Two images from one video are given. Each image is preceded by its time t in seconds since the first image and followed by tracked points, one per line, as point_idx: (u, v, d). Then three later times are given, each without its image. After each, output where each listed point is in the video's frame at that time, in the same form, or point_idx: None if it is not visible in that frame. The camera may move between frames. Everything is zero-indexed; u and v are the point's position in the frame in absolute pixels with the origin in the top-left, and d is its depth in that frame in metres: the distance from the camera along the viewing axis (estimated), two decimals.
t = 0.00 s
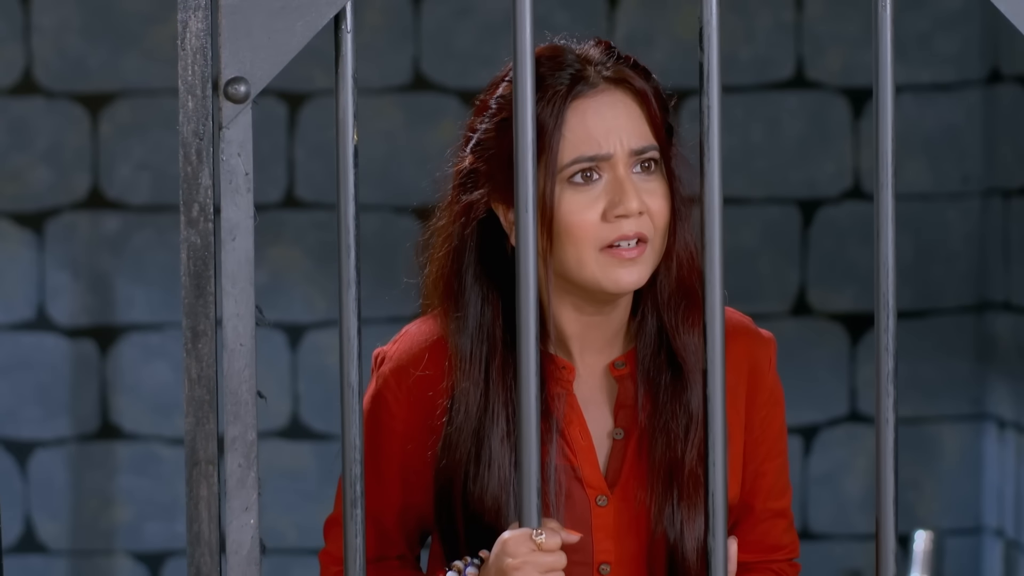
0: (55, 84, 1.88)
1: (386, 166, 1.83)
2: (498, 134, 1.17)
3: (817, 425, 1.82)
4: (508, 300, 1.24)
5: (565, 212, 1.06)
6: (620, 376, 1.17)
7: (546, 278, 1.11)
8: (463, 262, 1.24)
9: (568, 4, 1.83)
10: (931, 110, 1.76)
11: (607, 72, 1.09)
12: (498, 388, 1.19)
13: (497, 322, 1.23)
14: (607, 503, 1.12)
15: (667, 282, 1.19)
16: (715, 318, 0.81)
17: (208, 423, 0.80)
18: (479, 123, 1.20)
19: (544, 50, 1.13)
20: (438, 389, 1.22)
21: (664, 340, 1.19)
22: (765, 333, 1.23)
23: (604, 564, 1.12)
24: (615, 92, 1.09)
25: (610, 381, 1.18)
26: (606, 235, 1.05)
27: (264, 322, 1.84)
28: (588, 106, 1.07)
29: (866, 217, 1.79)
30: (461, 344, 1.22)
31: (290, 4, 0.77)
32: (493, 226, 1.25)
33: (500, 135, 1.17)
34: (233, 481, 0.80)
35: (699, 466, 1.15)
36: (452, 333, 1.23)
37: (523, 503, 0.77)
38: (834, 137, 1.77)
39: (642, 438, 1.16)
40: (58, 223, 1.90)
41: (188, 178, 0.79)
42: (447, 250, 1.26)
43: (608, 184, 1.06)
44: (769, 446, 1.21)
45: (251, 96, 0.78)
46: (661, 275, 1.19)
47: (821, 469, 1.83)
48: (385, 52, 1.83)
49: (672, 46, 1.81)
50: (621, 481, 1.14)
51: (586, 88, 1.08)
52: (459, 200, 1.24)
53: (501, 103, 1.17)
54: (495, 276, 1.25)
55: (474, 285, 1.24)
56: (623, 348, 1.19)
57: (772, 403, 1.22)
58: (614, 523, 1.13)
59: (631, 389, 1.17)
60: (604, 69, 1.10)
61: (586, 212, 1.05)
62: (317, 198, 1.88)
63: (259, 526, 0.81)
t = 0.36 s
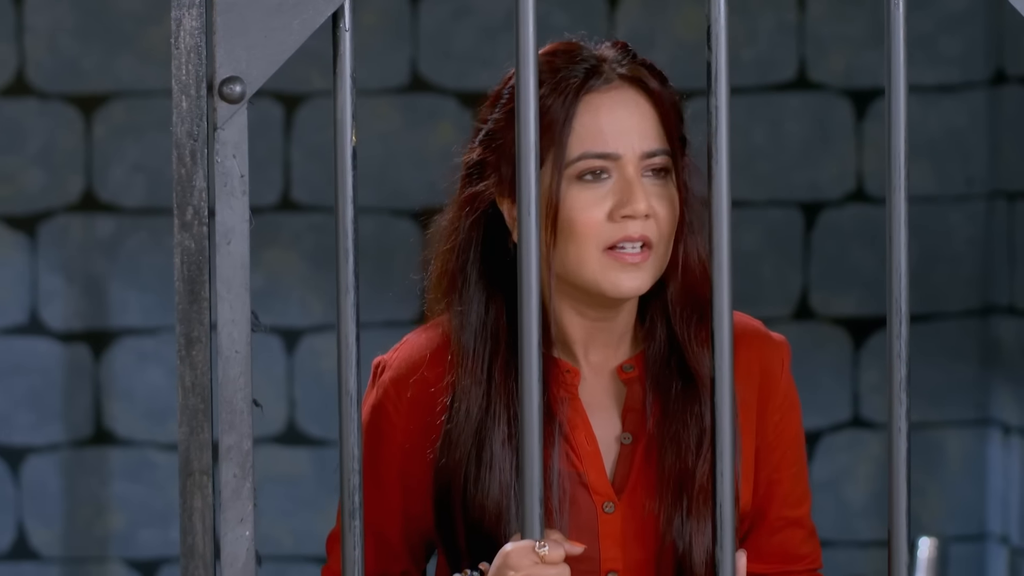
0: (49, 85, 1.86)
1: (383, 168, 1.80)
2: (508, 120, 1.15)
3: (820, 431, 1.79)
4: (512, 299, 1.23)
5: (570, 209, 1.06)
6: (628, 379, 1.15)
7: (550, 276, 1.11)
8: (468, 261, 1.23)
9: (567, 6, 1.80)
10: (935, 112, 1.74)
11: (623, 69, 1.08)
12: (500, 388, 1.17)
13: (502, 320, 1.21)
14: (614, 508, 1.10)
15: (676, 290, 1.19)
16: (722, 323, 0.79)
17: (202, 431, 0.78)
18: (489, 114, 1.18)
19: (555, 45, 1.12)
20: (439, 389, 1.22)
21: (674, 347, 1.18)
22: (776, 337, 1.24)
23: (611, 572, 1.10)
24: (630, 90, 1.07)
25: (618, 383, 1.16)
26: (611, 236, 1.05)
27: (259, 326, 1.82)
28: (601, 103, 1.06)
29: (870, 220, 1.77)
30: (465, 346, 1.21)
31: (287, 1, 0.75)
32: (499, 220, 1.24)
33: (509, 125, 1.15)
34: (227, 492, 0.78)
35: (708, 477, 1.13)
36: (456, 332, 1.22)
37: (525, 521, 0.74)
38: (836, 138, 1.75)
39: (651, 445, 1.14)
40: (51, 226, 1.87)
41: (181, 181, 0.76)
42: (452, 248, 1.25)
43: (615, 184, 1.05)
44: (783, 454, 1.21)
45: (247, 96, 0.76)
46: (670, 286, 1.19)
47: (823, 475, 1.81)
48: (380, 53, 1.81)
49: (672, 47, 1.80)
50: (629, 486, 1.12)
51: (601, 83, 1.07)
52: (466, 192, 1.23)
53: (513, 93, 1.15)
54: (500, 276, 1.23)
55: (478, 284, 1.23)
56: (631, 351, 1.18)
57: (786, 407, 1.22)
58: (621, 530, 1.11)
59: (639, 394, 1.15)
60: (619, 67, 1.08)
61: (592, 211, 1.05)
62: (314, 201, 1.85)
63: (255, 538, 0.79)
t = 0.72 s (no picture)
0: (39, 88, 1.83)
1: (378, 172, 1.78)
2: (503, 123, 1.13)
3: (819, 438, 1.78)
4: (512, 329, 1.22)
5: (566, 213, 1.03)
6: (636, 404, 1.14)
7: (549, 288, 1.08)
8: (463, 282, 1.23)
9: (567, 6, 1.78)
10: (937, 116, 1.72)
11: (617, 69, 1.07)
12: (498, 415, 1.16)
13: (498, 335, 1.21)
14: (621, 536, 1.09)
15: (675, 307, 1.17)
16: (729, 341, 0.77)
17: (194, 443, 0.75)
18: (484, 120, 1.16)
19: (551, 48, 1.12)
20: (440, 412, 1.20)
21: (682, 370, 1.16)
22: (781, 357, 1.22)
23: None
24: (622, 89, 1.06)
25: (623, 409, 1.14)
26: (609, 240, 1.02)
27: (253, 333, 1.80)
28: (595, 102, 1.05)
29: (871, 225, 1.75)
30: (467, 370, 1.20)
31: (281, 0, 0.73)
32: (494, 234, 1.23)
33: (502, 125, 1.13)
34: (220, 506, 0.76)
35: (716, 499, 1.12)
36: (456, 355, 1.21)
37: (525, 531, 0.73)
38: (837, 142, 1.73)
39: (656, 470, 1.12)
40: (42, 231, 1.84)
41: (173, 185, 0.74)
42: (448, 263, 1.24)
43: (611, 186, 1.03)
44: (789, 477, 1.19)
45: (240, 97, 0.74)
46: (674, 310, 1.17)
47: (824, 483, 1.79)
48: (374, 56, 1.79)
49: (671, 50, 1.78)
50: (636, 513, 1.11)
51: (592, 83, 1.06)
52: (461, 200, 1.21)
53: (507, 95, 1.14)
54: (499, 298, 1.23)
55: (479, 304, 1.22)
56: (637, 373, 1.16)
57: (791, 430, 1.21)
58: (627, 558, 1.09)
59: (648, 418, 1.13)
60: (612, 68, 1.08)
61: (588, 214, 1.02)
62: (307, 206, 1.83)
63: (248, 552, 0.76)
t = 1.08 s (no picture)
0: (26, 89, 1.80)
1: (370, 176, 1.76)
2: (501, 142, 1.12)
3: (817, 445, 1.75)
4: (509, 338, 1.20)
5: (564, 238, 1.01)
6: (626, 416, 1.13)
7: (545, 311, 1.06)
8: (461, 287, 1.20)
9: (559, 7, 1.76)
10: (935, 118, 1.71)
11: (622, 86, 1.04)
12: (496, 428, 1.15)
13: (496, 352, 1.19)
14: (611, 550, 1.07)
15: (678, 317, 1.14)
16: (732, 348, 0.74)
17: (183, 454, 0.73)
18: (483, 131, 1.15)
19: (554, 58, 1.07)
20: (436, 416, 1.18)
21: (676, 384, 1.15)
22: (778, 363, 1.20)
23: None
24: (626, 108, 1.03)
25: (614, 421, 1.13)
26: (606, 266, 1.01)
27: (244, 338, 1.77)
28: (598, 122, 1.02)
29: (870, 229, 1.73)
30: (461, 377, 1.18)
31: None
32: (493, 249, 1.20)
33: (501, 144, 1.12)
34: (209, 518, 0.73)
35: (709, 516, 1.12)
36: (451, 362, 1.19)
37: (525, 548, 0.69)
38: (835, 145, 1.72)
39: (648, 483, 1.11)
40: (28, 234, 1.81)
41: (160, 188, 0.72)
42: (445, 271, 1.22)
43: (612, 214, 1.01)
44: (782, 487, 1.18)
45: (230, 98, 0.71)
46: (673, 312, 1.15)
47: (821, 490, 1.77)
48: (366, 57, 1.76)
49: (666, 52, 1.76)
50: (625, 528, 1.09)
51: (597, 99, 1.03)
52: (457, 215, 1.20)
53: (507, 111, 1.12)
54: (494, 307, 1.20)
55: (472, 312, 1.20)
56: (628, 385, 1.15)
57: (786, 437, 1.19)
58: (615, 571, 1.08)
59: (637, 430, 1.12)
60: (617, 83, 1.04)
61: (587, 240, 1.01)
62: (298, 209, 1.80)
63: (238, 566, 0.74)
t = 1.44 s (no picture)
0: (14, 89, 1.77)
1: (363, 177, 1.74)
2: (502, 142, 1.10)
3: (814, 450, 1.74)
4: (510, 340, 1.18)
5: (571, 239, 0.99)
6: (627, 419, 1.11)
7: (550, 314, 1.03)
8: (460, 289, 1.19)
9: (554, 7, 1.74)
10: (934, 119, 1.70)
11: (628, 82, 1.02)
12: (496, 433, 1.13)
13: (497, 355, 1.17)
14: (612, 559, 1.05)
15: (684, 320, 1.13)
16: (738, 351, 0.72)
17: (171, 464, 0.70)
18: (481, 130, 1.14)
19: (554, 54, 1.05)
20: (433, 420, 1.16)
21: (681, 388, 1.13)
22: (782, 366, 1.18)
23: None
24: (631, 105, 1.01)
25: (616, 424, 1.11)
26: (615, 269, 0.98)
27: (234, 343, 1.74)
28: (603, 119, 0.99)
29: (868, 230, 1.72)
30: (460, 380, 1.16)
31: None
32: (493, 249, 1.19)
33: (502, 142, 1.10)
34: (198, 530, 0.71)
35: (714, 523, 1.09)
36: (450, 366, 1.17)
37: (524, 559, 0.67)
38: (833, 147, 1.70)
39: (650, 489, 1.10)
40: (15, 237, 1.78)
41: (147, 190, 0.69)
42: (443, 273, 1.20)
43: (620, 213, 0.98)
44: (787, 491, 1.16)
45: (220, 96, 0.69)
46: (677, 313, 1.13)
47: (819, 496, 1.76)
48: (359, 58, 1.73)
49: (662, 52, 1.74)
50: (626, 536, 1.07)
51: (602, 96, 1.01)
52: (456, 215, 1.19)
53: (507, 108, 1.10)
54: (493, 309, 1.19)
55: (471, 314, 1.18)
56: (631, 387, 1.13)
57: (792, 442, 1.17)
58: None
59: (640, 433, 1.10)
60: (622, 79, 1.02)
61: (594, 242, 0.98)
62: (289, 211, 1.77)
63: None
